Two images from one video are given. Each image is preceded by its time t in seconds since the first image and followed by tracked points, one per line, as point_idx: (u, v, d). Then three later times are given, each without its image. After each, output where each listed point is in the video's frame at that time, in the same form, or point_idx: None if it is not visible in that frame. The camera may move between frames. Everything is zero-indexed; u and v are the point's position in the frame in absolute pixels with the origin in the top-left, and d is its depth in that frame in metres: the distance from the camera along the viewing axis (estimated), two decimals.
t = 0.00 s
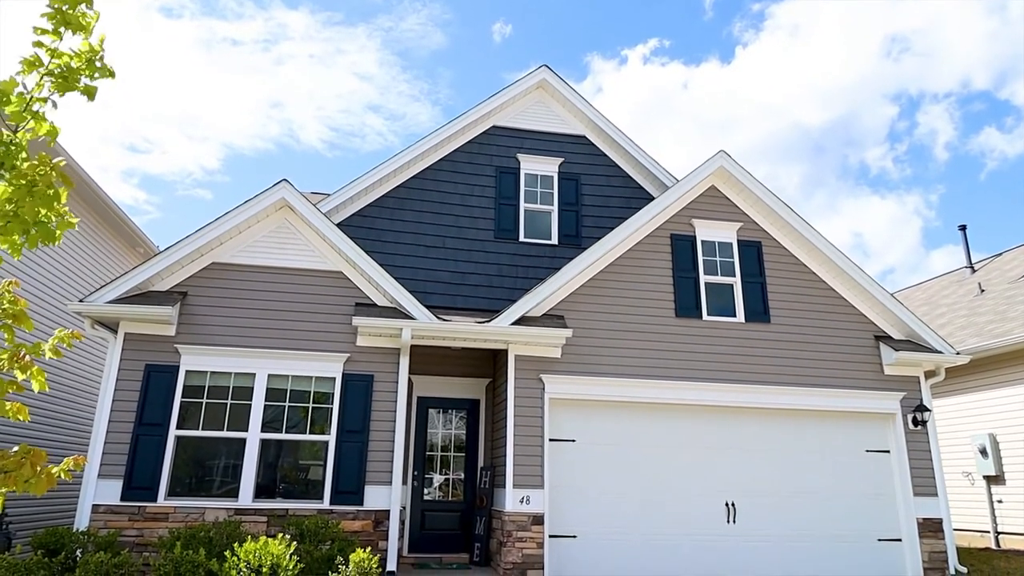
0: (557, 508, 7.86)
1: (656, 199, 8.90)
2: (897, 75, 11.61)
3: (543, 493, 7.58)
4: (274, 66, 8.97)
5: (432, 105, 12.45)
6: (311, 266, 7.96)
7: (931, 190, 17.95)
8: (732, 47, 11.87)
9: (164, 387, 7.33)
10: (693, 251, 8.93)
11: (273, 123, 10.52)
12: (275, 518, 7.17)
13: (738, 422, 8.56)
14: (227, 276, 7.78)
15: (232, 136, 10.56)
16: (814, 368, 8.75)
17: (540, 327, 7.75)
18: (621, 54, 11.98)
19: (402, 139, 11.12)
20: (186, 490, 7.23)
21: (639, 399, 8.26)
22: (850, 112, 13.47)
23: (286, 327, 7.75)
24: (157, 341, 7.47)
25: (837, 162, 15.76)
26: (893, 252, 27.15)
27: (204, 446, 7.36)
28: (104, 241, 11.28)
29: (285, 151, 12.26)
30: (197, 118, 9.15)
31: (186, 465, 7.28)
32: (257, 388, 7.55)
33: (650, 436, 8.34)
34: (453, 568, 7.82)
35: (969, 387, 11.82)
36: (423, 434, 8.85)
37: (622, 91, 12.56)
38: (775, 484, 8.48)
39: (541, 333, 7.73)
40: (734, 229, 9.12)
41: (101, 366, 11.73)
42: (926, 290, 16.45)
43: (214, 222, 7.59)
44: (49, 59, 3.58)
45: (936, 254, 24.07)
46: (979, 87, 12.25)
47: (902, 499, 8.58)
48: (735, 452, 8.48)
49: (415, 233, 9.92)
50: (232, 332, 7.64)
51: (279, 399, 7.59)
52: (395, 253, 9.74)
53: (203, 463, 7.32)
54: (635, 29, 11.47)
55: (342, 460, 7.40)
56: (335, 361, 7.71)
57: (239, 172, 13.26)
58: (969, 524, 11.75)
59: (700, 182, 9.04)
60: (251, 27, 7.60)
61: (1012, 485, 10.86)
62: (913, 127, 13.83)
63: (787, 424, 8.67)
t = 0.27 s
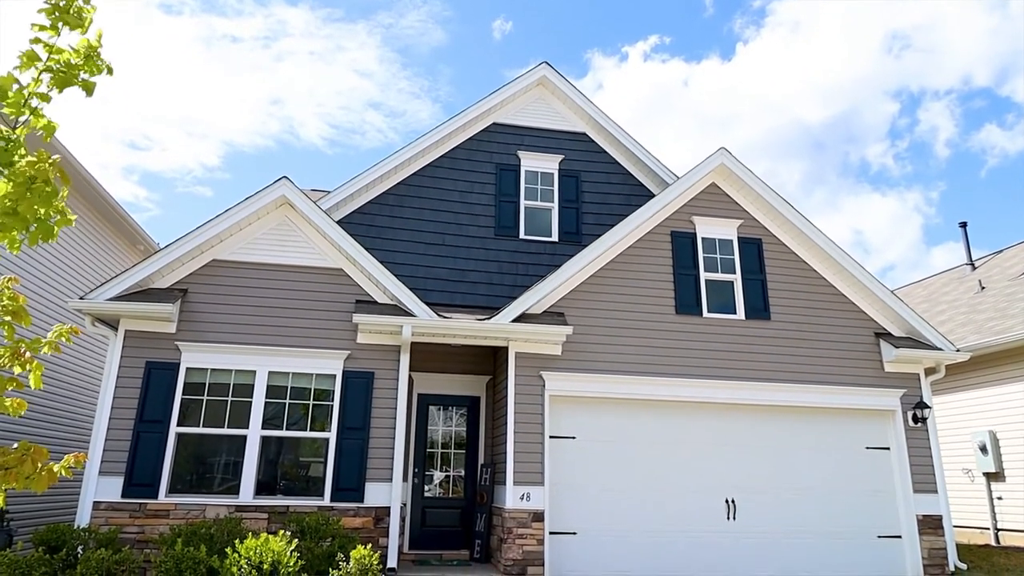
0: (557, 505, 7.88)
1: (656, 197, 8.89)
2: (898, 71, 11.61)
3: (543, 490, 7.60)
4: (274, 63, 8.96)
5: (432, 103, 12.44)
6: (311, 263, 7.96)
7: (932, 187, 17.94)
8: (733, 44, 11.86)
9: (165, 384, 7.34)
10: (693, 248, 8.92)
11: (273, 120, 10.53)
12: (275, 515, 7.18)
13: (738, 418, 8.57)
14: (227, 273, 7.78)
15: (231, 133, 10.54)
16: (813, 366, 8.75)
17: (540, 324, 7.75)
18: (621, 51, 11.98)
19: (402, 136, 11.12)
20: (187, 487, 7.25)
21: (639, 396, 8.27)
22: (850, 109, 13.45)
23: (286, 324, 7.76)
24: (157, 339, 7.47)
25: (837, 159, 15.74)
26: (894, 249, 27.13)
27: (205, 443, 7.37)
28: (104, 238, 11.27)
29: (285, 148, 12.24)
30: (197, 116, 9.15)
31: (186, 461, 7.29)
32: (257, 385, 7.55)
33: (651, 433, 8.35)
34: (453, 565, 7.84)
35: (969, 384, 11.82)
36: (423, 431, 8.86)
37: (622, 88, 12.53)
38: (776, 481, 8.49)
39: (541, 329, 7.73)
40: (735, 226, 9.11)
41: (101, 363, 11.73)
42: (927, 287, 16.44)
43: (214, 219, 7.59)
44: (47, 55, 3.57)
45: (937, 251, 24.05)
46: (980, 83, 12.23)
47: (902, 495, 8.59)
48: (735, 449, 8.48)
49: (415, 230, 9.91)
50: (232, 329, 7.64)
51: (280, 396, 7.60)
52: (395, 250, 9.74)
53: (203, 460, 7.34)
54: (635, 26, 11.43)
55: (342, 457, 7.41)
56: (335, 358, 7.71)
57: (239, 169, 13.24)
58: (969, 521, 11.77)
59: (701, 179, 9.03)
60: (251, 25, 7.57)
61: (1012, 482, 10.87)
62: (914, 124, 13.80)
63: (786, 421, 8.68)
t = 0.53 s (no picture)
0: (557, 500, 7.89)
1: (656, 193, 8.89)
2: (899, 66, 11.58)
3: (544, 485, 7.61)
4: (273, 59, 8.94)
5: (433, 98, 12.43)
6: (311, 259, 7.96)
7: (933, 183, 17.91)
8: (734, 40, 11.80)
9: (165, 380, 7.35)
10: (693, 244, 8.92)
11: (273, 116, 10.52)
12: (276, 511, 7.19)
13: (738, 414, 8.58)
14: (228, 269, 7.79)
15: (231, 129, 10.53)
16: (814, 361, 8.76)
17: (541, 320, 7.76)
18: (622, 46, 11.99)
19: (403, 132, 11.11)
20: (188, 483, 7.26)
21: (639, 391, 8.27)
22: (851, 105, 13.42)
23: (287, 320, 7.76)
24: (158, 335, 7.48)
25: (838, 155, 15.72)
26: (895, 245, 27.10)
27: (206, 438, 7.38)
28: (104, 235, 11.27)
29: (285, 144, 12.23)
30: (197, 112, 9.15)
31: (187, 457, 7.31)
32: (258, 381, 7.56)
33: (651, 428, 8.36)
34: (453, 560, 7.86)
35: (969, 380, 11.83)
36: (424, 427, 8.87)
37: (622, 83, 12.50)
38: (776, 477, 8.50)
39: (541, 325, 7.74)
40: (736, 222, 9.11)
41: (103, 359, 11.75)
42: (927, 283, 16.45)
43: (215, 216, 7.59)
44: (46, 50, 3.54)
45: (939, 247, 24.02)
46: (981, 79, 12.20)
47: (902, 491, 8.60)
48: (735, 445, 8.50)
49: (416, 226, 9.91)
50: (233, 325, 7.65)
51: (280, 392, 7.61)
52: (396, 247, 9.74)
53: (204, 456, 7.35)
54: (635, 22, 11.41)
55: (343, 453, 7.42)
56: (336, 354, 7.72)
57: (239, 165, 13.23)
58: (969, 516, 11.79)
59: (701, 175, 9.02)
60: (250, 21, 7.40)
61: (1012, 478, 10.88)
62: (915, 119, 13.77)
63: (786, 417, 8.69)
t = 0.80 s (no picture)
0: (557, 497, 7.90)
1: (657, 189, 8.88)
2: (900, 63, 11.57)
3: (544, 482, 7.63)
4: (273, 56, 8.93)
5: (433, 95, 12.44)
6: (311, 256, 7.96)
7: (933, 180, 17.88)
8: (735, 36, 11.68)
9: (166, 377, 7.35)
10: (694, 241, 8.91)
11: (273, 113, 10.51)
12: (277, 507, 7.20)
13: (738, 411, 8.59)
14: (228, 266, 7.79)
15: (232, 126, 10.52)
16: (814, 358, 8.76)
17: (541, 317, 7.76)
18: (622, 43, 11.93)
19: (403, 129, 11.10)
20: (189, 480, 7.27)
21: (639, 388, 8.28)
22: (852, 101, 13.40)
23: (287, 317, 7.76)
24: (159, 332, 7.49)
25: (839, 152, 15.69)
26: (896, 242, 27.07)
27: (206, 435, 7.39)
28: (104, 232, 11.26)
29: (285, 141, 12.21)
30: (197, 109, 9.15)
31: (188, 454, 7.31)
32: (258, 378, 7.56)
33: (651, 425, 8.36)
34: (454, 557, 7.87)
35: (969, 377, 11.83)
36: (424, 424, 8.88)
37: (622, 80, 12.48)
38: (776, 473, 8.51)
39: (541, 322, 7.74)
40: (736, 219, 9.10)
41: (103, 356, 11.75)
42: (928, 280, 16.46)
43: (215, 213, 7.59)
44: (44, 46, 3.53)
45: (940, 243, 24.01)
46: (982, 76, 12.17)
47: (902, 487, 8.61)
48: (735, 442, 8.50)
49: (416, 224, 9.91)
50: (233, 322, 7.65)
51: (281, 388, 7.62)
52: (396, 244, 9.73)
53: (205, 453, 7.35)
54: (635, 19, 11.31)
55: (344, 449, 7.43)
56: (336, 351, 7.72)
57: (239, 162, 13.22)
58: (969, 513, 11.80)
59: (701, 172, 9.01)
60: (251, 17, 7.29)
61: (1012, 475, 10.89)
62: (916, 116, 13.74)
63: (786, 414, 8.69)
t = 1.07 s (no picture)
0: (558, 492, 7.91)
1: (657, 185, 8.87)
2: (901, 58, 11.54)
3: (544, 478, 7.64)
4: (273, 51, 8.90)
5: (433, 91, 12.43)
6: (312, 252, 7.96)
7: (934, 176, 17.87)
8: (736, 31, 11.55)
9: (167, 373, 7.36)
10: (694, 237, 8.91)
11: (273, 108, 10.50)
12: (278, 503, 7.23)
13: (738, 407, 8.60)
14: (228, 262, 7.79)
15: (232, 121, 10.51)
16: (814, 354, 8.76)
17: (542, 313, 7.77)
18: (623, 39, 11.85)
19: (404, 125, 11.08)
20: (190, 475, 7.28)
21: (639, 384, 8.29)
22: (853, 97, 13.38)
23: (288, 313, 7.76)
24: (159, 328, 7.49)
25: (839, 147, 15.67)
26: (896, 238, 27.04)
27: (207, 431, 7.40)
28: (104, 228, 11.25)
29: (285, 137, 12.19)
30: (197, 104, 9.14)
31: (189, 450, 7.32)
32: (259, 374, 7.57)
33: (651, 420, 8.37)
34: (454, 552, 7.89)
35: (970, 372, 11.84)
36: (425, 420, 8.89)
37: (623, 75, 12.45)
38: (776, 469, 8.52)
39: (542, 318, 7.74)
40: (737, 214, 9.10)
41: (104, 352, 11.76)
42: (928, 276, 16.46)
43: (216, 209, 7.59)
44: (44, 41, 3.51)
45: (940, 239, 23.99)
46: (984, 71, 12.15)
47: (902, 483, 8.63)
48: (735, 437, 8.51)
49: (416, 219, 9.91)
50: (234, 318, 7.66)
51: (282, 384, 7.63)
52: (397, 240, 9.73)
53: (206, 449, 7.37)
54: (636, 13, 11.29)
55: (345, 445, 7.45)
56: (337, 347, 7.73)
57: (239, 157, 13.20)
58: (968, 508, 11.82)
59: (702, 167, 9.00)
60: (251, 12, 7.21)
61: (1012, 470, 10.92)
62: (917, 111, 13.71)
63: (786, 409, 8.70)
